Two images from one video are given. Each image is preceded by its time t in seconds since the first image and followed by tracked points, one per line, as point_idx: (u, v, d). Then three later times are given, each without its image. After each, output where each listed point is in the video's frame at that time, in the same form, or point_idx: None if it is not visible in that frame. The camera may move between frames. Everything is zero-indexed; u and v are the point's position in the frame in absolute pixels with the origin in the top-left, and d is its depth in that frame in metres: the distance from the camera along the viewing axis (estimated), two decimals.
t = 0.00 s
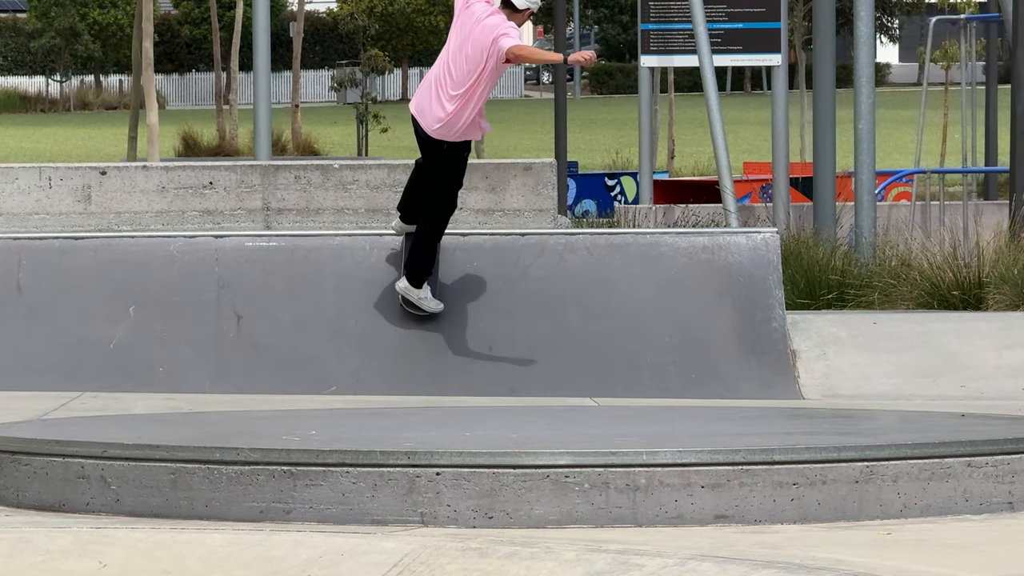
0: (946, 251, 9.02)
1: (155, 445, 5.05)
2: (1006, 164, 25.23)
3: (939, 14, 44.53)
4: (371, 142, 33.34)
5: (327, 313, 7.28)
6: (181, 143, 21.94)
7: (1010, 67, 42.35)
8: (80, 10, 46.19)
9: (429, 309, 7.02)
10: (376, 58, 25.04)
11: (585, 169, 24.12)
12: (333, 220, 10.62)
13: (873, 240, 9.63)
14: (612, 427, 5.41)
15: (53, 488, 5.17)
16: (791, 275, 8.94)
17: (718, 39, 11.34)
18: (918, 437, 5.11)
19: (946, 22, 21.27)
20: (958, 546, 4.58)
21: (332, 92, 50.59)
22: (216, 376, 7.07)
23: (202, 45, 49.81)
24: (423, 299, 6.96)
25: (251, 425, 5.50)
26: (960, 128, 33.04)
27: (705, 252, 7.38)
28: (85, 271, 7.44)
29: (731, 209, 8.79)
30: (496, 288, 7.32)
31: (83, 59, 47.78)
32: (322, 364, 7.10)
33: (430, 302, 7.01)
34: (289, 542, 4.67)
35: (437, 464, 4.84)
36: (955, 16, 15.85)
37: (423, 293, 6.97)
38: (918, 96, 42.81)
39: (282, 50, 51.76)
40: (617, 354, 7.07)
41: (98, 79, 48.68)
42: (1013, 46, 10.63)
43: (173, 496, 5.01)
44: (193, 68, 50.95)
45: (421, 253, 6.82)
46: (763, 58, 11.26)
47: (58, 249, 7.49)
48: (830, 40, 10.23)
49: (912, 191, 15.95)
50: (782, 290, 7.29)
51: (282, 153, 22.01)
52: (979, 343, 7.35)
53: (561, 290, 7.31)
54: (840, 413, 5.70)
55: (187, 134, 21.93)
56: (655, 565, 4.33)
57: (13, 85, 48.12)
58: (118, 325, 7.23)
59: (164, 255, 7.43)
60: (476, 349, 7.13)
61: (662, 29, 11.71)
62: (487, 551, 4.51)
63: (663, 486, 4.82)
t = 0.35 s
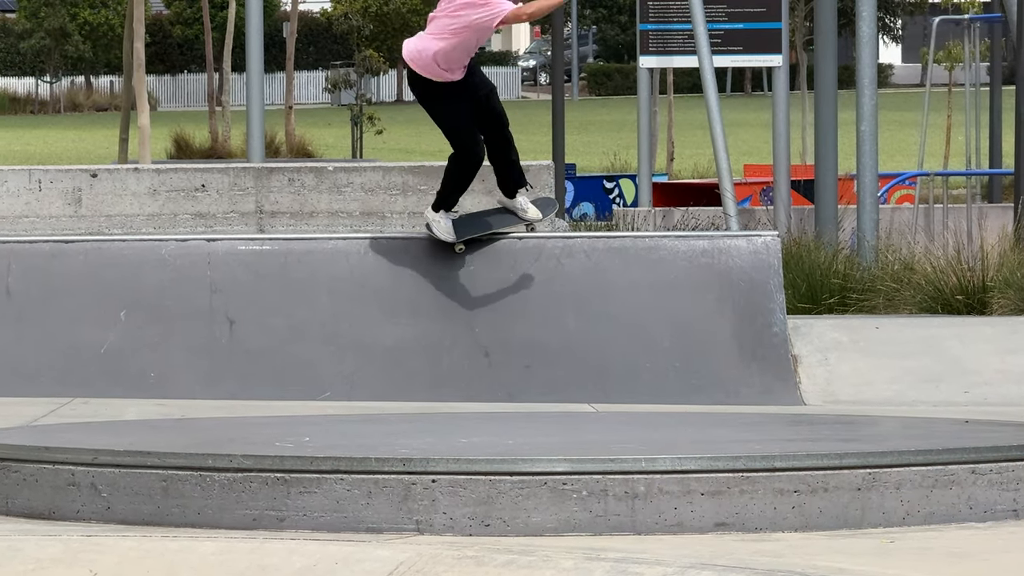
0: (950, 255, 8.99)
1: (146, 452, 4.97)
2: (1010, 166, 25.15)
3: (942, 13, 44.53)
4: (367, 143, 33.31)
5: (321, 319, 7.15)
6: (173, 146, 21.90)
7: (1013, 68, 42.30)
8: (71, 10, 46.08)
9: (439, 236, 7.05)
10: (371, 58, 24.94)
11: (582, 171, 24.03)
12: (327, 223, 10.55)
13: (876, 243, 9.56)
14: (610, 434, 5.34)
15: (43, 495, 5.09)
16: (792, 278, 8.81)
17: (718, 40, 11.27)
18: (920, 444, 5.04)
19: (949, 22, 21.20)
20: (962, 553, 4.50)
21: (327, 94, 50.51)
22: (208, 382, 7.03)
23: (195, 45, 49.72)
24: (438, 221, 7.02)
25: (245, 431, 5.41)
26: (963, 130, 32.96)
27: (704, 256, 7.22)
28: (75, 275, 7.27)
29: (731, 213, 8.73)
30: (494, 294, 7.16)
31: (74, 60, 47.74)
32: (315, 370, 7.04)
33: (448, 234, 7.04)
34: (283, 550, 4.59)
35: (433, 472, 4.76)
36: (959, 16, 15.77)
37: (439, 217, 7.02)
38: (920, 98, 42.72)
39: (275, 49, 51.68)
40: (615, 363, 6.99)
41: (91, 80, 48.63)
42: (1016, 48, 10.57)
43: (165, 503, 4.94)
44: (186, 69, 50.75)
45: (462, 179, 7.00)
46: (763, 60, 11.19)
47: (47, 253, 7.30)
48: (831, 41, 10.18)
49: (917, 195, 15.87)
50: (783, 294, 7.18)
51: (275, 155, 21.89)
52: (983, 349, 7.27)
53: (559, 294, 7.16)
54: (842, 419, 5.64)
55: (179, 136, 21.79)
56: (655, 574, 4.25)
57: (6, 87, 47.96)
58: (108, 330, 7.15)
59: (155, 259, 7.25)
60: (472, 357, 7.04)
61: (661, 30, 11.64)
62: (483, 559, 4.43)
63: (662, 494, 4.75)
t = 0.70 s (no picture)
0: (953, 258, 8.91)
1: (138, 458, 4.90)
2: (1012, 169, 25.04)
3: (946, 14, 44.46)
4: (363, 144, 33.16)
5: (314, 323, 7.08)
6: (165, 147, 21.79)
7: (1014, 69, 42.23)
8: (61, 10, 45.84)
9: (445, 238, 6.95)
10: (367, 58, 24.83)
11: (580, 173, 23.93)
12: (321, 226, 10.47)
13: (878, 247, 9.49)
14: (609, 440, 5.26)
15: (33, 502, 5.01)
16: (795, 282, 8.77)
17: (718, 40, 11.21)
18: (924, 450, 4.97)
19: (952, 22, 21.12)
20: (967, 561, 4.43)
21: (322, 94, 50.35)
22: (201, 387, 6.95)
23: (187, 45, 49.54)
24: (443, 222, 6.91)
25: (238, 437, 5.34)
26: (967, 131, 32.87)
27: (705, 260, 7.16)
28: (65, 279, 7.19)
29: (731, 215, 8.66)
30: (491, 299, 7.08)
31: (65, 60, 47.57)
32: (309, 374, 6.97)
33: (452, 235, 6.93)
34: (275, 557, 4.51)
35: (429, 478, 4.69)
36: (963, 16, 15.71)
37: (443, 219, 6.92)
38: (921, 99, 42.64)
39: (268, 49, 51.53)
40: (614, 367, 6.92)
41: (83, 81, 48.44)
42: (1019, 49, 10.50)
43: (156, 510, 4.86)
44: (177, 70, 50.56)
45: (466, 182, 6.84)
46: (765, 60, 11.11)
47: (37, 256, 7.22)
48: (834, 42, 10.12)
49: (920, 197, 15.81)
50: (784, 298, 7.12)
51: (269, 156, 21.77)
52: (987, 353, 7.19)
53: (556, 298, 7.09)
54: (845, 425, 5.57)
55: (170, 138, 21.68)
56: None
57: None
58: (99, 335, 7.07)
59: (146, 263, 7.17)
60: (469, 362, 6.96)
61: (660, 30, 11.58)
62: (480, 567, 4.35)
63: (661, 500, 4.68)
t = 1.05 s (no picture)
0: (957, 262, 8.83)
1: (129, 465, 4.82)
2: (1016, 171, 24.91)
3: (948, 14, 44.36)
4: (358, 146, 33.05)
5: (309, 327, 7.01)
6: (158, 149, 21.67)
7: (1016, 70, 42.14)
8: (52, 10, 45.58)
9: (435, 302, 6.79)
10: (362, 58, 24.69)
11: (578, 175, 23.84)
12: (315, 229, 10.39)
13: (881, 251, 9.40)
14: (607, 446, 5.19)
15: (22, 509, 4.92)
16: (796, 286, 8.71)
17: (719, 40, 11.14)
18: (927, 456, 4.90)
19: (955, 23, 21.03)
20: (971, 569, 4.36)
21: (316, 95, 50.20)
22: (194, 393, 6.88)
23: (180, 45, 49.33)
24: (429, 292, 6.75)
25: (231, 443, 5.26)
26: (970, 133, 32.77)
27: (704, 263, 7.08)
28: (56, 283, 7.12)
29: (732, 218, 8.57)
30: (488, 303, 7.01)
31: (56, 61, 47.36)
32: (304, 379, 6.90)
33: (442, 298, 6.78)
34: (269, 565, 4.44)
35: (425, 485, 4.62)
36: (967, 16, 15.63)
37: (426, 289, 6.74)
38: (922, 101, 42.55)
39: (261, 50, 51.34)
40: (614, 372, 6.85)
41: (77, 82, 48.27)
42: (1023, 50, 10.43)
43: (148, 518, 4.78)
44: (169, 70, 50.37)
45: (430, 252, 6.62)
46: (766, 61, 11.04)
47: (27, 260, 7.14)
48: (836, 42, 10.04)
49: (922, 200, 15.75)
50: (785, 302, 7.04)
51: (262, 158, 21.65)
52: (991, 358, 7.12)
53: (554, 303, 7.02)
54: (848, 431, 5.50)
55: (163, 140, 21.56)
56: None
57: None
58: (90, 340, 6.99)
59: (138, 266, 7.10)
60: (465, 367, 6.88)
61: (659, 30, 11.52)
62: None
63: (661, 508, 4.61)
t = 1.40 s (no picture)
0: (960, 266, 8.76)
1: (120, 471, 4.75)
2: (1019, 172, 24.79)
3: (952, 15, 44.23)
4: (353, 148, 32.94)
5: (303, 331, 6.95)
6: (150, 151, 21.57)
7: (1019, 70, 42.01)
8: (43, 10, 45.32)
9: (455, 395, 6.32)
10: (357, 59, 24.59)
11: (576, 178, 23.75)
12: (310, 232, 10.32)
13: (883, 254, 9.29)
14: (606, 453, 5.12)
15: (11, 517, 4.85)
16: (797, 291, 8.65)
17: (719, 40, 11.07)
18: (930, 464, 4.83)
19: (958, 24, 20.94)
20: None
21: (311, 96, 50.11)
22: (186, 398, 6.76)
23: (172, 46, 49.11)
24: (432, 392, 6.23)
25: (224, 450, 5.19)
26: (973, 135, 32.65)
27: (705, 267, 7.02)
28: (46, 288, 7.05)
29: (731, 221, 8.52)
30: (484, 309, 6.96)
31: (47, 61, 47.13)
32: (297, 385, 6.80)
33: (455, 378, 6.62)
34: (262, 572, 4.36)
35: (421, 492, 4.56)
36: (970, 16, 15.54)
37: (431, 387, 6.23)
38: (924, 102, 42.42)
39: (256, 50, 51.26)
40: (613, 377, 6.77)
41: (71, 83, 48.12)
42: None
43: (139, 525, 4.70)
44: (162, 71, 50.18)
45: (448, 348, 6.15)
46: (766, 61, 10.97)
47: (18, 264, 7.08)
48: (837, 43, 9.99)
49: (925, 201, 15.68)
50: (785, 306, 6.98)
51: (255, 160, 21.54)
52: (994, 363, 7.06)
53: (552, 308, 6.96)
54: (850, 438, 5.43)
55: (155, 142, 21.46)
56: None
57: None
58: (81, 345, 6.92)
59: (131, 270, 7.05)
60: (461, 373, 6.81)
61: (658, 30, 11.46)
62: None
63: (660, 515, 4.54)
